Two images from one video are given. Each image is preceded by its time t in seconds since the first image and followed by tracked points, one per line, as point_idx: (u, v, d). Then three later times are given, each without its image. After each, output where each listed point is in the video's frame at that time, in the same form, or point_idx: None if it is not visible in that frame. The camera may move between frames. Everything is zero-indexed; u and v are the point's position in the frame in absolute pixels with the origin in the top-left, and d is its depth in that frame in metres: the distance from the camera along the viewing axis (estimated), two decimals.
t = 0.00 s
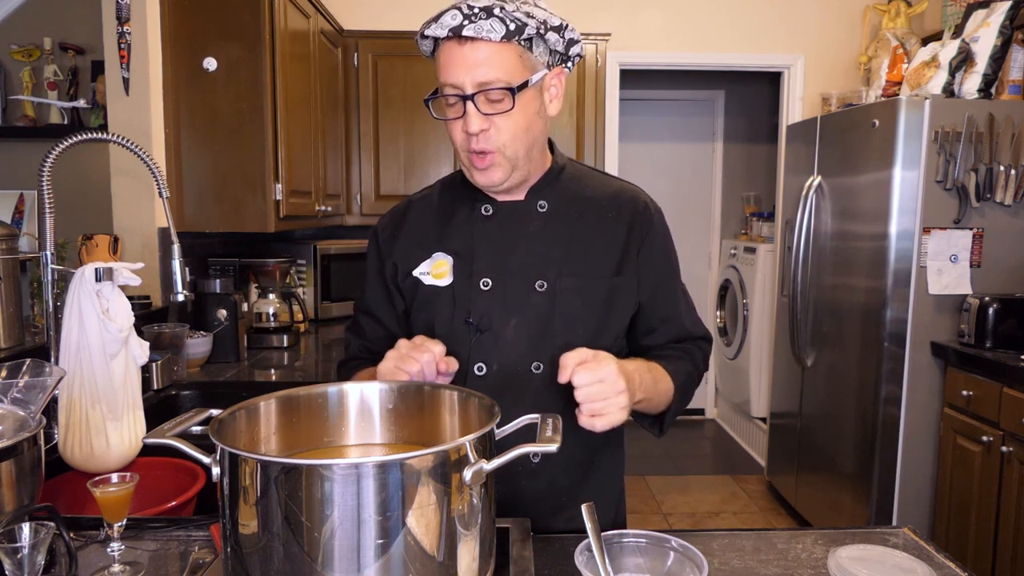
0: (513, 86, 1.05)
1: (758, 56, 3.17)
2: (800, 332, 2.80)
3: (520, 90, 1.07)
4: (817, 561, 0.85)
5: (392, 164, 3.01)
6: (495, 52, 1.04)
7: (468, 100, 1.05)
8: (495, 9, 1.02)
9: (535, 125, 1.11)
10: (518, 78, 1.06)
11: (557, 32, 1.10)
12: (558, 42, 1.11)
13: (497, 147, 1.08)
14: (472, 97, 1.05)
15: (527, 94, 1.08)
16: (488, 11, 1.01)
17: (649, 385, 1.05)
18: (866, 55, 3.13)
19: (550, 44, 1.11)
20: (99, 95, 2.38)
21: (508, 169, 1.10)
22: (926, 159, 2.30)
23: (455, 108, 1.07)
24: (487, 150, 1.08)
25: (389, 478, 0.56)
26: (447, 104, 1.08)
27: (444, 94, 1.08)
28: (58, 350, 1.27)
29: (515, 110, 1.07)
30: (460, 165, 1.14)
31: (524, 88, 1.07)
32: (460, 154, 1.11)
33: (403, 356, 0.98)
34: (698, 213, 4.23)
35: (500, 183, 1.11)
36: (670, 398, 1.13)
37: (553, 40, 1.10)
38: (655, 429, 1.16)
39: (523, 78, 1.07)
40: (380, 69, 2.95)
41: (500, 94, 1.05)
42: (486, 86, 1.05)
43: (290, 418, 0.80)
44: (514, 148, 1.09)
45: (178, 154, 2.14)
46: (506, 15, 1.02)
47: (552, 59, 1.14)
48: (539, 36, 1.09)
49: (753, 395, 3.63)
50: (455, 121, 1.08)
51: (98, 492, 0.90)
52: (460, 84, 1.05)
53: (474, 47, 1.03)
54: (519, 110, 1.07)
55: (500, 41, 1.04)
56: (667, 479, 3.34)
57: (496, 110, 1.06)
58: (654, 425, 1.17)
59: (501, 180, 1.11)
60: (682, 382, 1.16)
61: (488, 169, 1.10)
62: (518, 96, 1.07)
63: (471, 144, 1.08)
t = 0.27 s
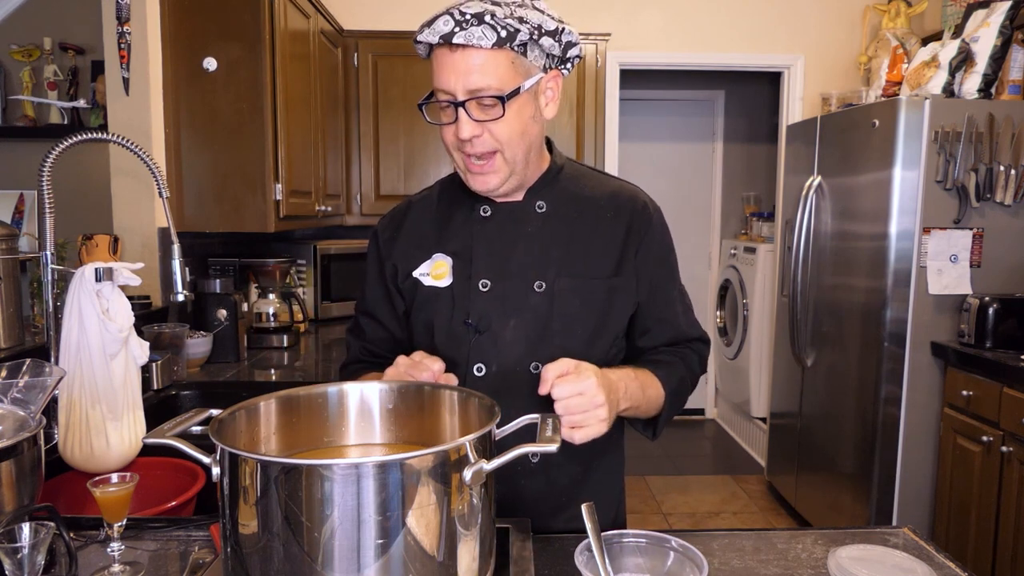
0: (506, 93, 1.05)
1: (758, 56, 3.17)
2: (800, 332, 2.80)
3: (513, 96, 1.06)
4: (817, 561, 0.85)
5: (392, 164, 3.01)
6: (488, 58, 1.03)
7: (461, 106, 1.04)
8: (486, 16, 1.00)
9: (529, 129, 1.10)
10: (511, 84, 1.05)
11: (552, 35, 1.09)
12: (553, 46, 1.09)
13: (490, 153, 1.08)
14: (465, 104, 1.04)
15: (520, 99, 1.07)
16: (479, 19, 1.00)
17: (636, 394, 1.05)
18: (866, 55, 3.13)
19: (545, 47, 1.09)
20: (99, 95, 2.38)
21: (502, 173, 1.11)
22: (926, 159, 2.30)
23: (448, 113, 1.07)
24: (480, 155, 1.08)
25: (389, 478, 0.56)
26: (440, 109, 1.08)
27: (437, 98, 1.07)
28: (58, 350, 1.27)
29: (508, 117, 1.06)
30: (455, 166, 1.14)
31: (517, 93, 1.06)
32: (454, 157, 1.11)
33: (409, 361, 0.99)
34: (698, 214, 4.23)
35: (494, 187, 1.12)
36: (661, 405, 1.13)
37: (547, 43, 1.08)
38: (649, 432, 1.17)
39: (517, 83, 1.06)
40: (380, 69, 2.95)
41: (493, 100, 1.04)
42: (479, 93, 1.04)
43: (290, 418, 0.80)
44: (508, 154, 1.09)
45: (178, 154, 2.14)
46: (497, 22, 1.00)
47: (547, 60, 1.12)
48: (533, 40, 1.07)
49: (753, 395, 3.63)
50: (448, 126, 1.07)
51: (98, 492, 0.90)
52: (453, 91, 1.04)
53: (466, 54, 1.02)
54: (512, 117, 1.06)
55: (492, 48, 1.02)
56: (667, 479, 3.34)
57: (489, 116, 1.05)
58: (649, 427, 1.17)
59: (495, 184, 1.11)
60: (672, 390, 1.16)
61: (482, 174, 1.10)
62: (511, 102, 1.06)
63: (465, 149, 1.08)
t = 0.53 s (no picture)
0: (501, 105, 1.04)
1: (758, 56, 3.17)
2: (801, 332, 2.80)
3: (508, 108, 1.05)
4: (817, 561, 0.85)
5: (392, 164, 3.01)
6: (480, 71, 1.02)
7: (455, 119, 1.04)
8: (476, 30, 0.99)
9: (526, 136, 1.10)
10: (506, 95, 1.05)
11: (546, 42, 1.08)
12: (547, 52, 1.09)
13: (486, 162, 1.08)
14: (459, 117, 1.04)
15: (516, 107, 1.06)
16: (469, 33, 0.99)
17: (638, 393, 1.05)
18: (866, 55, 3.13)
19: (539, 54, 1.08)
20: (99, 95, 2.38)
21: (499, 179, 1.11)
22: (926, 159, 2.30)
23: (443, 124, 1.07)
24: (477, 164, 1.08)
25: (389, 478, 0.56)
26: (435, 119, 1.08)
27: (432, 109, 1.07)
28: (58, 350, 1.27)
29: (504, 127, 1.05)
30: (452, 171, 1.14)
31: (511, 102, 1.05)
32: (451, 164, 1.11)
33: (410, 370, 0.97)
34: (698, 214, 4.23)
35: (492, 191, 1.12)
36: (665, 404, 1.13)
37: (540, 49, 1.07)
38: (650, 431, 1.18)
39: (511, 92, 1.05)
40: (380, 69, 2.95)
41: (487, 112, 1.04)
42: (473, 106, 1.03)
43: (290, 418, 0.80)
44: (505, 161, 1.09)
45: (178, 154, 2.14)
46: (488, 35, 1.00)
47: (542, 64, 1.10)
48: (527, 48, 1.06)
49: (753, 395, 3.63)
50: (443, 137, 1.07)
51: (98, 492, 0.90)
52: (447, 104, 1.03)
53: (458, 68, 1.02)
54: (508, 127, 1.06)
55: (484, 60, 1.01)
56: (667, 479, 3.34)
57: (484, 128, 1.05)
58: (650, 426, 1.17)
59: (493, 188, 1.12)
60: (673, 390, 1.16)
61: (479, 180, 1.10)
62: (506, 113, 1.05)
63: (461, 159, 1.08)
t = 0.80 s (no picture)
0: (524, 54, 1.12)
1: (758, 56, 3.17)
2: (800, 332, 2.80)
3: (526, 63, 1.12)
4: (817, 561, 0.85)
5: (392, 164, 3.01)
6: (502, 19, 1.11)
7: (484, 61, 1.10)
8: None
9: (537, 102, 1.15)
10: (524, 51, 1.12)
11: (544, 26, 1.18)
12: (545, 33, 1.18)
13: (508, 113, 1.11)
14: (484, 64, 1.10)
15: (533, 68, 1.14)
16: None
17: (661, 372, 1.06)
18: (866, 55, 3.13)
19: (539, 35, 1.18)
20: (99, 95, 2.38)
21: (517, 139, 1.12)
22: (926, 159, 2.30)
23: (466, 76, 1.11)
24: (498, 116, 1.11)
25: (389, 478, 0.56)
26: (456, 74, 1.11)
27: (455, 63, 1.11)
28: (58, 349, 1.27)
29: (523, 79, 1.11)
30: (462, 141, 1.14)
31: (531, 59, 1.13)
32: (466, 124, 1.12)
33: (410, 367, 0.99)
34: (698, 214, 4.23)
35: (507, 155, 1.12)
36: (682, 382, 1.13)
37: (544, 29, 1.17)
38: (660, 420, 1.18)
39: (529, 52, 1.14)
40: (380, 69, 2.95)
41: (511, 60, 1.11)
42: (498, 51, 1.10)
43: (290, 418, 0.80)
44: (523, 116, 1.12)
45: (178, 154, 2.14)
46: None
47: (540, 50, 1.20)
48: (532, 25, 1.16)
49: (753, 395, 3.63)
50: (467, 88, 1.10)
51: (98, 492, 0.90)
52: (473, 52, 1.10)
53: (483, 15, 1.10)
54: (526, 80, 1.12)
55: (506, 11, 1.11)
56: (667, 479, 3.34)
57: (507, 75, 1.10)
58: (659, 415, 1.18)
59: (511, 150, 1.12)
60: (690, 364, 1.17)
61: (499, 136, 1.11)
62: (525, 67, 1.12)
63: (482, 109, 1.10)
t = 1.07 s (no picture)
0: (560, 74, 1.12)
1: (758, 56, 3.17)
2: (801, 332, 2.79)
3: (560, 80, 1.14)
4: (817, 561, 0.85)
5: (392, 164, 3.01)
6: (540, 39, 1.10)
7: (526, 84, 1.09)
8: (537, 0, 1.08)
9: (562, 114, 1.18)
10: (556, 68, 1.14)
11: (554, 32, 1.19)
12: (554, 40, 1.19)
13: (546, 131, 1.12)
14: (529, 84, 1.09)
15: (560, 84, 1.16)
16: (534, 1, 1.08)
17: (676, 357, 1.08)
18: (866, 55, 3.13)
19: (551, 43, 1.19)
20: (99, 95, 2.38)
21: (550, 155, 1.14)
22: (926, 159, 2.30)
23: (508, 97, 1.09)
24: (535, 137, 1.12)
25: (389, 478, 0.56)
26: (497, 93, 1.09)
27: (494, 83, 1.09)
28: (58, 349, 1.27)
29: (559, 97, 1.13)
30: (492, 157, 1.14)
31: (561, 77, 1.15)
32: (502, 143, 1.12)
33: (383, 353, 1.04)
34: (698, 214, 4.23)
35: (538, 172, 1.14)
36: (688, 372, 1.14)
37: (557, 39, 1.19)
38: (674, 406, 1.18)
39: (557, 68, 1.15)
40: (380, 70, 2.95)
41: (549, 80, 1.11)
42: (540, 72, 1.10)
43: (290, 418, 0.80)
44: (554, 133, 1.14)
45: (178, 155, 2.14)
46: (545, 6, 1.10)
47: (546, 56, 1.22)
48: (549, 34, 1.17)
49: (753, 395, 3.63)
50: (510, 109, 1.09)
51: (98, 492, 0.90)
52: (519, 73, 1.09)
53: (524, 35, 1.09)
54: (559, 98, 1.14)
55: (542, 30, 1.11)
56: (667, 479, 3.34)
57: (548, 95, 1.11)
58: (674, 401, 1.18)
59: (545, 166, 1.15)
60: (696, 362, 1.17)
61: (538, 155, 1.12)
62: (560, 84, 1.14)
63: (522, 131, 1.10)
